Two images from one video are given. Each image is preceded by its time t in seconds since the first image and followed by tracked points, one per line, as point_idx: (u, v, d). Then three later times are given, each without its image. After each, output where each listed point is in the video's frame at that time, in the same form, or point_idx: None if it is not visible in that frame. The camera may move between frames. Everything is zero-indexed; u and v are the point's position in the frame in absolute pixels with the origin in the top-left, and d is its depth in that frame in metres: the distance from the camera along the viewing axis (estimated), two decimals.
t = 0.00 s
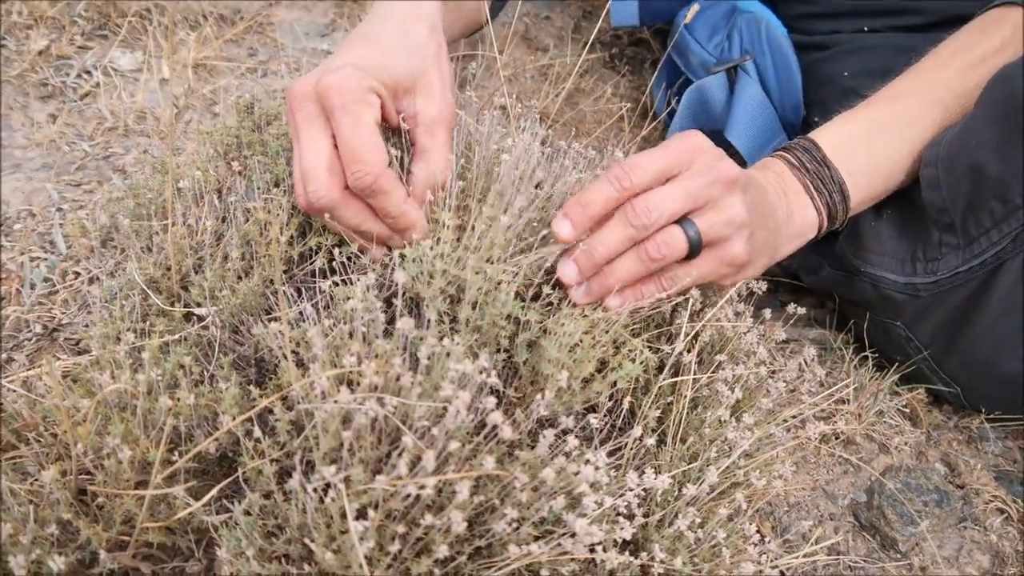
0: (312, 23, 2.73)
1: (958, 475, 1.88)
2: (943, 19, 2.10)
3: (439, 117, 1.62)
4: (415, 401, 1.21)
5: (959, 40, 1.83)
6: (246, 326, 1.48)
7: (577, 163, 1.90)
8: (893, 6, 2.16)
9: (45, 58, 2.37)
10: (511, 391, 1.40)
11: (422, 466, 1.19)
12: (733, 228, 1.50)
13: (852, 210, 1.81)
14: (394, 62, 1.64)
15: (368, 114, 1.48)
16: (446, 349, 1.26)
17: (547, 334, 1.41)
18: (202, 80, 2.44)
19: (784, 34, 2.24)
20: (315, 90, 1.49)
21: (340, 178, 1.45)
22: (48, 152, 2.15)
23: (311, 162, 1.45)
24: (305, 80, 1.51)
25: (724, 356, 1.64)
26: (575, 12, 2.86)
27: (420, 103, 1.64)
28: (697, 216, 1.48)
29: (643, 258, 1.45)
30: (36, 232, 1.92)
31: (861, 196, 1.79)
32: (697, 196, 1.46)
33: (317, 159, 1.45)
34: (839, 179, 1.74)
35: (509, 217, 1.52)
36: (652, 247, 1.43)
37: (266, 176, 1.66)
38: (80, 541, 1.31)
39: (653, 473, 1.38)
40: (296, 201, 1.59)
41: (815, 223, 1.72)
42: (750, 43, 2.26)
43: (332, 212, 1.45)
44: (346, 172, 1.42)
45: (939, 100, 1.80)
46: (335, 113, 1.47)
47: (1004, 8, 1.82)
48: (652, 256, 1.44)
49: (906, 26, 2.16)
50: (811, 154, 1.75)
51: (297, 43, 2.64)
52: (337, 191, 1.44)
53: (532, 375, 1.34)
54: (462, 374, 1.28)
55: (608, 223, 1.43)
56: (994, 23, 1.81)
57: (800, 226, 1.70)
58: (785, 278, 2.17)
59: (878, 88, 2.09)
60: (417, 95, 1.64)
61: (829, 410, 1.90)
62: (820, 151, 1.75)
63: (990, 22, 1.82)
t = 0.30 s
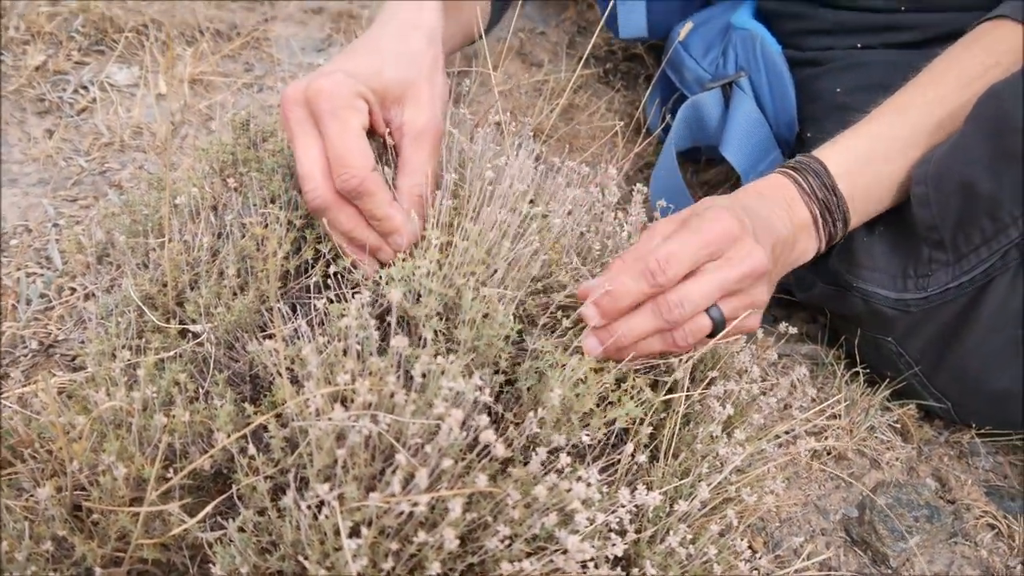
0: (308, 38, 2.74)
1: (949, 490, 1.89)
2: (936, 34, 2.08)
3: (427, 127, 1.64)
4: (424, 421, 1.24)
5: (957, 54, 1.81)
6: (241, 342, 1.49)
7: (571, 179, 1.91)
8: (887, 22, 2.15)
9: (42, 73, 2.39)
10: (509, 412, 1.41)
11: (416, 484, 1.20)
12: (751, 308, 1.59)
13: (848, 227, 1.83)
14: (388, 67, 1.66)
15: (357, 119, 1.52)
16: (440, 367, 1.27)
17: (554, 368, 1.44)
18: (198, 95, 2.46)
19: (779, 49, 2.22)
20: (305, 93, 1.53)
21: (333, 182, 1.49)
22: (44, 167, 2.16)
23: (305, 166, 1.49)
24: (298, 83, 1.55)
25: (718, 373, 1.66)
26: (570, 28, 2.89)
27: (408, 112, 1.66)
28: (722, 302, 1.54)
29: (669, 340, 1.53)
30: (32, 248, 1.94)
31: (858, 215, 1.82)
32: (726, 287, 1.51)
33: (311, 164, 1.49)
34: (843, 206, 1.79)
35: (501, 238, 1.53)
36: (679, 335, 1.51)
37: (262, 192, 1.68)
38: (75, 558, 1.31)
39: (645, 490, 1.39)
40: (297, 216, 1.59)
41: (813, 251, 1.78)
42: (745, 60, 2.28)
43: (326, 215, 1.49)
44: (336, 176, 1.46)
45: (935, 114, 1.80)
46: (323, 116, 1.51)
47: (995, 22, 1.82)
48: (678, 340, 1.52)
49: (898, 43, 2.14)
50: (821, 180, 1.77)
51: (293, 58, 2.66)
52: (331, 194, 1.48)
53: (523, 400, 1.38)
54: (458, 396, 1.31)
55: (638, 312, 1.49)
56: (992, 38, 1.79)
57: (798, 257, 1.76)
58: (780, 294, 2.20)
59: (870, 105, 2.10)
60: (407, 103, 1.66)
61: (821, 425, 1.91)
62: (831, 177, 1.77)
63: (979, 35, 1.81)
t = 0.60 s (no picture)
0: (301, 51, 2.75)
1: (941, 500, 1.89)
2: (926, 45, 2.09)
3: (408, 139, 1.65)
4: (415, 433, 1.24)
5: (954, 61, 1.82)
6: (231, 358, 1.49)
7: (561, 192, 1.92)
8: (876, 33, 2.15)
9: (34, 88, 2.40)
10: (501, 423, 1.41)
11: (403, 499, 1.19)
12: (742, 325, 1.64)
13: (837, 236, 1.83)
14: (374, 76, 1.71)
15: (340, 122, 1.56)
16: (428, 382, 1.28)
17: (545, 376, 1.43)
18: (190, 109, 2.46)
19: (771, 61, 2.25)
20: (290, 97, 1.58)
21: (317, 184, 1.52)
22: (37, 183, 2.18)
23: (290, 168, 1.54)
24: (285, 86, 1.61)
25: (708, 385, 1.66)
26: (561, 40, 2.91)
27: (391, 122, 1.68)
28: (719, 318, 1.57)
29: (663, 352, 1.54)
30: (23, 263, 1.94)
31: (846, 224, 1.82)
32: (727, 305, 1.55)
33: (297, 165, 1.54)
34: (835, 215, 1.79)
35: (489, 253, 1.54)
36: (678, 351, 1.53)
37: (252, 208, 1.68)
38: None
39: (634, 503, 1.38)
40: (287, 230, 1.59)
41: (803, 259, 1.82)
42: (737, 70, 2.30)
43: (312, 216, 1.52)
44: (318, 177, 1.50)
45: (928, 123, 1.81)
46: (307, 118, 1.56)
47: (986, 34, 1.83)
48: (675, 356, 1.54)
49: (887, 53, 2.14)
50: (815, 187, 1.77)
51: (285, 71, 2.67)
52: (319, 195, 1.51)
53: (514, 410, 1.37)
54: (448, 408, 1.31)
55: (638, 327, 1.49)
56: (987, 48, 1.80)
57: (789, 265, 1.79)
58: (770, 303, 2.19)
59: (859, 115, 2.11)
60: (391, 114, 1.69)
61: (812, 436, 1.92)
62: (826, 185, 1.77)
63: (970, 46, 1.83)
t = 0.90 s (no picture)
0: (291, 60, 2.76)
1: (929, 510, 1.89)
2: (913, 54, 2.11)
3: (382, 87, 1.67)
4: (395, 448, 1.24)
5: (937, 73, 1.84)
6: (215, 370, 1.49)
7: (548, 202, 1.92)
8: (862, 42, 2.15)
9: (23, 99, 2.41)
10: (485, 427, 1.45)
11: (385, 513, 1.19)
12: (711, 278, 1.54)
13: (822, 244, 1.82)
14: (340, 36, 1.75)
15: (301, 85, 1.55)
16: (410, 397, 1.30)
17: (525, 373, 1.47)
18: (179, 119, 2.47)
19: (757, 71, 2.25)
20: (251, 60, 1.58)
21: (270, 152, 1.50)
22: (25, 194, 2.18)
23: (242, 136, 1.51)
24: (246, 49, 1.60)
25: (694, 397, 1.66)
26: (551, 49, 2.92)
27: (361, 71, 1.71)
28: (679, 266, 1.51)
29: (627, 308, 1.49)
30: (10, 275, 1.94)
31: (831, 234, 1.81)
32: (679, 244, 1.50)
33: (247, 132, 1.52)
34: (812, 216, 1.78)
35: (471, 266, 1.54)
36: (637, 295, 1.47)
37: (237, 220, 1.68)
38: None
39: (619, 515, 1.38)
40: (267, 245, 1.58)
41: (788, 260, 1.77)
42: (723, 80, 2.30)
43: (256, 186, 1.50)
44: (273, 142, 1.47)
45: (909, 134, 1.82)
46: (267, 80, 1.55)
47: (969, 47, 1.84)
48: (636, 305, 1.47)
49: (875, 62, 2.14)
50: (783, 189, 1.79)
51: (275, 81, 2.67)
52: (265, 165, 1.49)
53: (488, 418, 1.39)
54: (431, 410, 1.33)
55: (593, 278, 1.47)
56: (970, 61, 1.82)
57: (775, 264, 1.75)
58: (758, 312, 2.19)
59: (845, 126, 2.12)
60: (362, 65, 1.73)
61: (800, 446, 1.92)
62: (795, 188, 1.79)
63: (953, 59, 1.84)
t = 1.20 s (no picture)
0: (285, 67, 2.74)
1: (935, 513, 1.87)
2: (912, 53, 2.09)
3: (442, 219, 1.33)
4: (398, 456, 1.22)
5: (938, 70, 1.83)
6: (209, 379, 1.47)
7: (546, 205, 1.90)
8: (861, 42, 2.14)
9: (15, 108, 2.42)
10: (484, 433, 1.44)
11: (384, 523, 1.17)
12: (713, 285, 1.52)
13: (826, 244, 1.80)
14: (407, 145, 1.32)
15: (366, 235, 1.24)
16: (408, 402, 1.28)
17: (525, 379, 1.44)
18: (172, 127, 2.46)
19: (755, 72, 2.22)
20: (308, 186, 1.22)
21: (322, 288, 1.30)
22: (17, 203, 2.17)
23: (290, 264, 1.26)
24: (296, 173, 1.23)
25: (695, 401, 1.64)
26: (547, 52, 2.90)
27: (423, 203, 1.33)
28: (681, 275, 1.49)
29: (629, 319, 1.47)
30: (2, 285, 1.91)
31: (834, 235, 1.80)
32: (681, 253, 1.48)
33: (299, 258, 1.27)
34: (818, 216, 1.77)
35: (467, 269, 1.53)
36: (639, 305, 1.46)
37: (230, 227, 1.66)
38: None
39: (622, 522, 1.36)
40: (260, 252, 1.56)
41: (796, 261, 1.76)
42: (721, 81, 2.28)
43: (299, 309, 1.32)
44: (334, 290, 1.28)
45: (911, 132, 1.80)
46: (332, 229, 1.23)
47: (971, 44, 1.83)
48: (639, 315, 1.46)
49: (874, 62, 2.13)
50: (789, 189, 1.78)
51: (269, 88, 2.66)
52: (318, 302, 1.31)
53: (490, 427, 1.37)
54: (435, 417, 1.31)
55: (593, 288, 1.46)
56: (970, 58, 1.81)
57: (781, 264, 1.73)
58: (760, 315, 2.16)
59: (844, 126, 2.11)
60: (426, 196, 1.34)
61: (803, 449, 1.89)
62: (800, 188, 1.78)
63: (955, 56, 1.83)
